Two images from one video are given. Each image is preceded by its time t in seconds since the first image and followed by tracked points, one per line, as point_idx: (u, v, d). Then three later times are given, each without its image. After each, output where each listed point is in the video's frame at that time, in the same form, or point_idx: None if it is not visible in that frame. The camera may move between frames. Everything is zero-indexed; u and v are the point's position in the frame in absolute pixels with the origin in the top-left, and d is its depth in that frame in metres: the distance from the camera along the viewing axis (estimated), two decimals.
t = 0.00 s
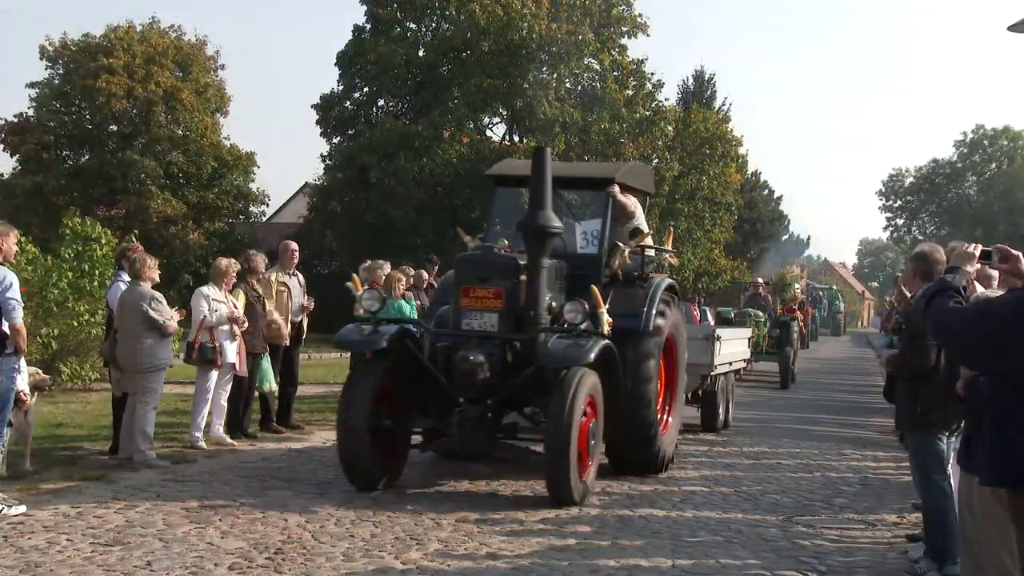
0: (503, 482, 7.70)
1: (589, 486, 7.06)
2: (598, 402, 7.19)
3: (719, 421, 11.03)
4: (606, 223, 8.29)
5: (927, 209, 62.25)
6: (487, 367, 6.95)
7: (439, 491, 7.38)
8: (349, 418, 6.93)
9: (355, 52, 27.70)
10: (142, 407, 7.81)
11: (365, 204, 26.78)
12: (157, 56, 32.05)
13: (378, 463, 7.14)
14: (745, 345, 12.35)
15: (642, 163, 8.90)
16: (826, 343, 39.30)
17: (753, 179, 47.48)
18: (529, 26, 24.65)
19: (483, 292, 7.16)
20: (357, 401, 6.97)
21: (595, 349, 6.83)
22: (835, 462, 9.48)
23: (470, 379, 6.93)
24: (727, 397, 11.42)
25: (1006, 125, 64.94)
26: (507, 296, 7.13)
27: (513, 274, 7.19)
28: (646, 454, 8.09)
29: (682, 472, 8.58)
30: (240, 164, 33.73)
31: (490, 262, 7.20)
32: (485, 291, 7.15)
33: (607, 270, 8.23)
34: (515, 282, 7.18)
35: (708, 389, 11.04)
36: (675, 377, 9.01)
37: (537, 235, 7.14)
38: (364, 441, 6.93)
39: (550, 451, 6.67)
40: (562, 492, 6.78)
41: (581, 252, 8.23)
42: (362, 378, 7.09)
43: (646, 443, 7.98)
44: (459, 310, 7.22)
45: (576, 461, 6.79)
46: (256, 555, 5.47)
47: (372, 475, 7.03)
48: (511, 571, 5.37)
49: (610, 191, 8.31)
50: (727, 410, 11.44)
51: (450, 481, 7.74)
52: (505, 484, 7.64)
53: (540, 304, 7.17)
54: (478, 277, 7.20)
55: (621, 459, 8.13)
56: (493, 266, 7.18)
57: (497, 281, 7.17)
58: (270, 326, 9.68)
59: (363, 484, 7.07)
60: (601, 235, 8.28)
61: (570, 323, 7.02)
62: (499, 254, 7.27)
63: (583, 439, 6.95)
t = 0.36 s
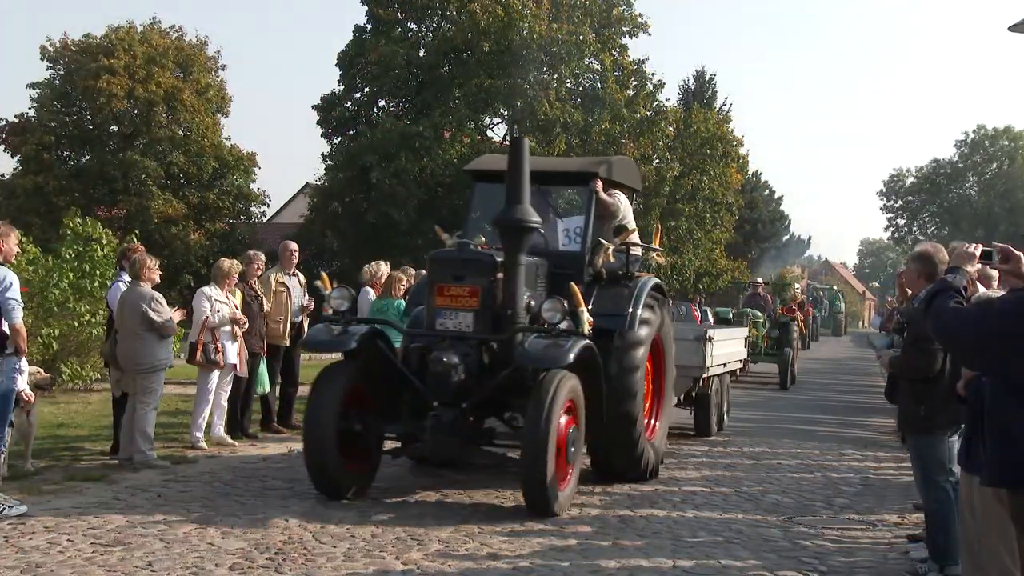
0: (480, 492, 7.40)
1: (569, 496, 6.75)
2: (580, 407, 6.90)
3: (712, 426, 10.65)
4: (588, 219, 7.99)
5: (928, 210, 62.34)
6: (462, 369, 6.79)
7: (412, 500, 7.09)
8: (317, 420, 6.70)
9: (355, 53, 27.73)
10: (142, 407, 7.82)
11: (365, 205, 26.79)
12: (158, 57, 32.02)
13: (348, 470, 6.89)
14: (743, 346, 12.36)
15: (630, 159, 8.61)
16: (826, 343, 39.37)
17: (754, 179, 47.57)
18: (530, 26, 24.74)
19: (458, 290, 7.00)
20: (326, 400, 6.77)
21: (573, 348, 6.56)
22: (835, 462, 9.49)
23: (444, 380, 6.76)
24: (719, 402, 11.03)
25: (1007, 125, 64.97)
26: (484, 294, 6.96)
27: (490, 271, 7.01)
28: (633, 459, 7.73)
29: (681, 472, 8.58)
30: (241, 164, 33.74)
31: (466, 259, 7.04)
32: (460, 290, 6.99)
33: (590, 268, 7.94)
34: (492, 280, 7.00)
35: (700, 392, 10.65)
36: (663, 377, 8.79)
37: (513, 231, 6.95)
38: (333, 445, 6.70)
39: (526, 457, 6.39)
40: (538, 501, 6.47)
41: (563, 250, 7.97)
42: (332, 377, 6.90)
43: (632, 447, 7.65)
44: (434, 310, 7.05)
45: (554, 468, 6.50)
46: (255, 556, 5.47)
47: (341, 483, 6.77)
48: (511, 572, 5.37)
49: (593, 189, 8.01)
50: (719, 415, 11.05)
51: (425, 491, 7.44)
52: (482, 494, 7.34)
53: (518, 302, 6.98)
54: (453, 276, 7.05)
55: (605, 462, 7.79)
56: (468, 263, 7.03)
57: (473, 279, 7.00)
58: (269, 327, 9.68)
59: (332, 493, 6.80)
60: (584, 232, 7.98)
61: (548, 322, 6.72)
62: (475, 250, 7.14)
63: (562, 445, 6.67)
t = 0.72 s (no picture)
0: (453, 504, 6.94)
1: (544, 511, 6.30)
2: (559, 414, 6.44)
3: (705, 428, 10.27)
4: (568, 212, 7.64)
5: (929, 209, 62.43)
6: (431, 373, 6.36)
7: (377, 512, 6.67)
8: (275, 423, 6.30)
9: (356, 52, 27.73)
10: (142, 407, 7.80)
11: (366, 204, 26.79)
12: (159, 56, 32.02)
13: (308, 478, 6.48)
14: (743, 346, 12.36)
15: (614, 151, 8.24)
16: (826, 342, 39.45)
17: (755, 179, 47.62)
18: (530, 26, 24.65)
19: (427, 290, 6.56)
20: (286, 401, 6.37)
21: (547, 352, 6.10)
22: (837, 462, 9.49)
23: (411, 387, 6.32)
24: (712, 405, 10.61)
25: (1008, 125, 65.00)
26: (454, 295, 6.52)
27: (460, 269, 6.60)
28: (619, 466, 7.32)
29: (682, 472, 8.57)
30: (242, 163, 33.69)
31: (437, 260, 6.60)
32: (430, 289, 6.55)
33: (571, 265, 7.58)
34: (462, 279, 6.58)
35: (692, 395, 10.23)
36: (648, 378, 8.28)
37: (483, 226, 6.51)
38: (291, 451, 6.28)
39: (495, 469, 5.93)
40: (508, 516, 6.01)
41: (543, 246, 7.58)
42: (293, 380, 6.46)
43: (617, 453, 7.22)
44: (401, 311, 6.62)
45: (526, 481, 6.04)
46: (255, 556, 5.47)
47: (299, 492, 6.36)
48: (512, 571, 5.36)
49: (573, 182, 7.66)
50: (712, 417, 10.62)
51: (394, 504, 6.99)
52: (455, 506, 6.90)
53: (491, 304, 6.58)
54: (421, 275, 6.62)
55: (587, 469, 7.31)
56: (436, 261, 6.60)
57: (442, 278, 6.57)
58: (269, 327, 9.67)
59: (290, 502, 6.39)
60: (564, 227, 7.62)
61: (522, 324, 6.32)
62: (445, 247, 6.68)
63: (536, 455, 6.21)
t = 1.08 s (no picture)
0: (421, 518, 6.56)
1: (516, 524, 5.91)
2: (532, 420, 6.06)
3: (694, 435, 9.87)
4: (545, 208, 7.15)
5: (929, 209, 62.53)
6: (396, 378, 6.00)
7: (341, 526, 6.29)
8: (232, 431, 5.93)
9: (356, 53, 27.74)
10: (142, 407, 7.81)
11: (366, 205, 26.81)
12: (159, 57, 32.02)
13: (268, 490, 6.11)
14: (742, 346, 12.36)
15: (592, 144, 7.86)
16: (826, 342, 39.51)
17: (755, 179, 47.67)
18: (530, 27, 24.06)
19: (391, 288, 6.18)
20: (243, 408, 6.00)
21: (517, 353, 5.75)
22: (837, 463, 9.50)
23: (373, 391, 5.98)
24: (704, 412, 10.21)
25: (1008, 125, 65.04)
26: (420, 293, 6.14)
27: (427, 266, 6.21)
28: (597, 476, 6.93)
29: (682, 472, 8.59)
30: (242, 164, 33.67)
31: (403, 254, 6.20)
32: (395, 287, 6.16)
33: (548, 263, 7.18)
34: (429, 276, 6.20)
35: (683, 401, 9.83)
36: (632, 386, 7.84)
37: (451, 220, 6.14)
38: (249, 461, 5.91)
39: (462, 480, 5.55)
40: (476, 528, 5.61)
41: (518, 244, 7.11)
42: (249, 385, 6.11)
43: (595, 461, 6.83)
44: (364, 311, 6.24)
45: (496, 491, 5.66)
46: (254, 557, 5.47)
47: (258, 506, 5.97)
48: (512, 570, 5.36)
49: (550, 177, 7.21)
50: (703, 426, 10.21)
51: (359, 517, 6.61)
52: (422, 519, 6.52)
53: (458, 301, 6.18)
54: (386, 272, 6.24)
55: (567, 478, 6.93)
56: (403, 257, 6.21)
57: (407, 276, 6.19)
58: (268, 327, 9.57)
59: (247, 517, 6.01)
60: (540, 223, 7.15)
61: (490, 322, 6.06)
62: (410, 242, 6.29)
63: (507, 465, 5.83)
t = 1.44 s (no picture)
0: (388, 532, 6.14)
1: (484, 537, 5.53)
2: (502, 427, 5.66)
3: (686, 441, 9.47)
4: (519, 202, 6.89)
5: (930, 209, 62.56)
6: (356, 384, 5.54)
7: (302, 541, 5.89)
8: (183, 441, 5.52)
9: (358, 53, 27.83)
10: (144, 407, 7.81)
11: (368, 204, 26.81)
12: (161, 56, 32.02)
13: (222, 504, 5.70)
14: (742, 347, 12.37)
15: (570, 136, 7.51)
16: (827, 341, 39.55)
17: (757, 179, 47.70)
18: (533, 28, 24.65)
19: (352, 288, 5.73)
20: (194, 416, 5.59)
21: (484, 357, 5.38)
22: (839, 463, 9.50)
23: (333, 398, 5.52)
24: (695, 416, 9.84)
25: (1010, 125, 64.98)
26: (383, 293, 5.69)
27: (390, 264, 5.72)
28: (573, 483, 6.56)
29: (683, 472, 8.59)
30: (244, 163, 33.67)
31: (363, 252, 5.71)
32: (356, 287, 5.71)
33: (523, 260, 6.84)
34: (392, 275, 5.72)
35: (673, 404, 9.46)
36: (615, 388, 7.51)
37: (415, 215, 5.68)
38: (197, 472, 5.48)
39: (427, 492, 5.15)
40: (440, 539, 5.22)
41: (492, 239, 6.81)
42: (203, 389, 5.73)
43: (572, 464, 6.45)
44: (323, 313, 5.78)
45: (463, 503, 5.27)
46: (255, 557, 5.47)
47: (208, 521, 5.57)
48: (512, 571, 5.36)
49: (526, 171, 6.94)
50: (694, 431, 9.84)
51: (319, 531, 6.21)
52: (386, 533, 6.13)
53: (424, 302, 5.70)
54: (346, 271, 5.76)
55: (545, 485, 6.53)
56: (363, 254, 5.70)
57: (370, 274, 5.73)
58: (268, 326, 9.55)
59: (197, 531, 5.59)
60: (515, 217, 6.87)
61: (456, 324, 5.68)
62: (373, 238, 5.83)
63: (473, 474, 5.43)
